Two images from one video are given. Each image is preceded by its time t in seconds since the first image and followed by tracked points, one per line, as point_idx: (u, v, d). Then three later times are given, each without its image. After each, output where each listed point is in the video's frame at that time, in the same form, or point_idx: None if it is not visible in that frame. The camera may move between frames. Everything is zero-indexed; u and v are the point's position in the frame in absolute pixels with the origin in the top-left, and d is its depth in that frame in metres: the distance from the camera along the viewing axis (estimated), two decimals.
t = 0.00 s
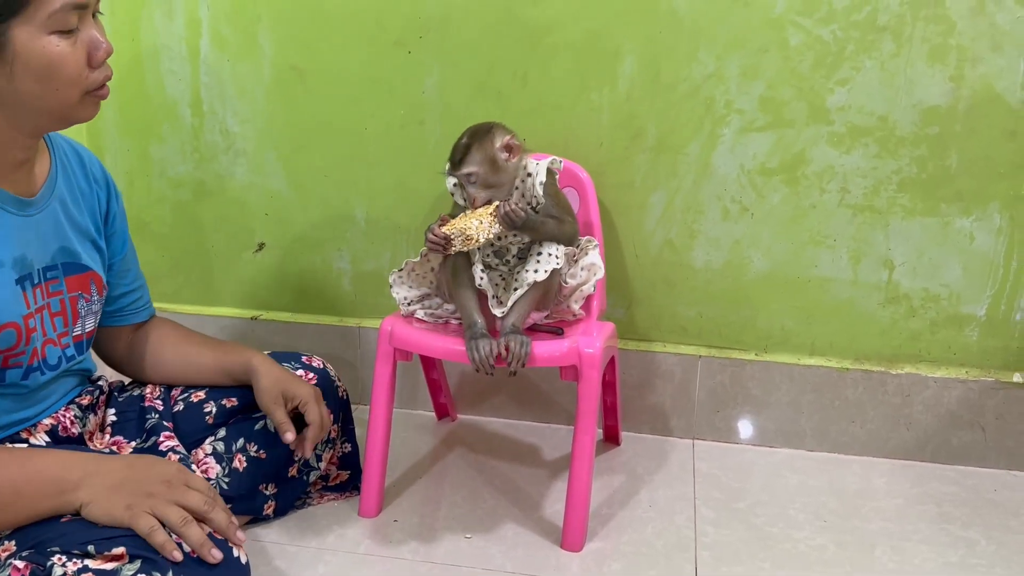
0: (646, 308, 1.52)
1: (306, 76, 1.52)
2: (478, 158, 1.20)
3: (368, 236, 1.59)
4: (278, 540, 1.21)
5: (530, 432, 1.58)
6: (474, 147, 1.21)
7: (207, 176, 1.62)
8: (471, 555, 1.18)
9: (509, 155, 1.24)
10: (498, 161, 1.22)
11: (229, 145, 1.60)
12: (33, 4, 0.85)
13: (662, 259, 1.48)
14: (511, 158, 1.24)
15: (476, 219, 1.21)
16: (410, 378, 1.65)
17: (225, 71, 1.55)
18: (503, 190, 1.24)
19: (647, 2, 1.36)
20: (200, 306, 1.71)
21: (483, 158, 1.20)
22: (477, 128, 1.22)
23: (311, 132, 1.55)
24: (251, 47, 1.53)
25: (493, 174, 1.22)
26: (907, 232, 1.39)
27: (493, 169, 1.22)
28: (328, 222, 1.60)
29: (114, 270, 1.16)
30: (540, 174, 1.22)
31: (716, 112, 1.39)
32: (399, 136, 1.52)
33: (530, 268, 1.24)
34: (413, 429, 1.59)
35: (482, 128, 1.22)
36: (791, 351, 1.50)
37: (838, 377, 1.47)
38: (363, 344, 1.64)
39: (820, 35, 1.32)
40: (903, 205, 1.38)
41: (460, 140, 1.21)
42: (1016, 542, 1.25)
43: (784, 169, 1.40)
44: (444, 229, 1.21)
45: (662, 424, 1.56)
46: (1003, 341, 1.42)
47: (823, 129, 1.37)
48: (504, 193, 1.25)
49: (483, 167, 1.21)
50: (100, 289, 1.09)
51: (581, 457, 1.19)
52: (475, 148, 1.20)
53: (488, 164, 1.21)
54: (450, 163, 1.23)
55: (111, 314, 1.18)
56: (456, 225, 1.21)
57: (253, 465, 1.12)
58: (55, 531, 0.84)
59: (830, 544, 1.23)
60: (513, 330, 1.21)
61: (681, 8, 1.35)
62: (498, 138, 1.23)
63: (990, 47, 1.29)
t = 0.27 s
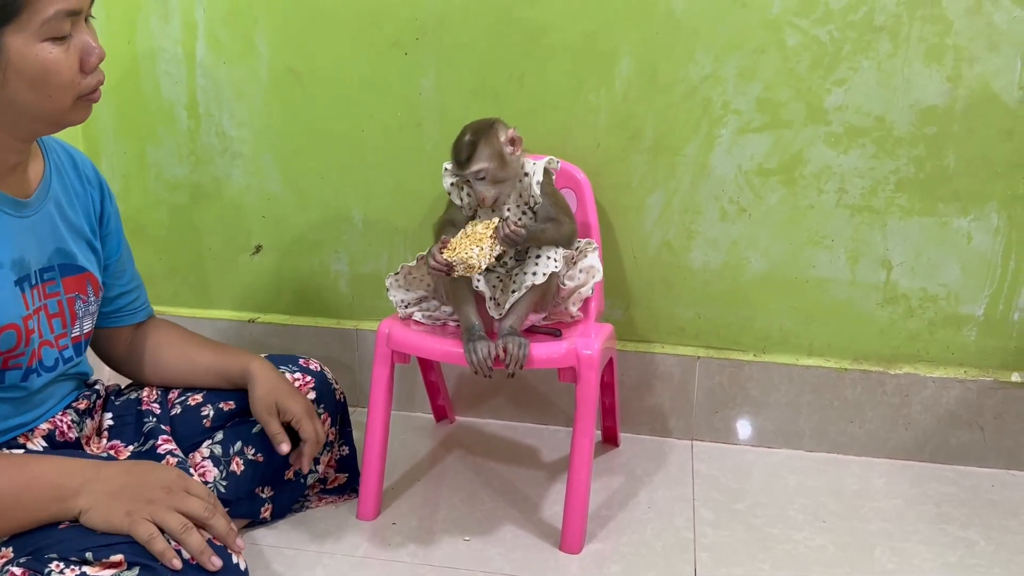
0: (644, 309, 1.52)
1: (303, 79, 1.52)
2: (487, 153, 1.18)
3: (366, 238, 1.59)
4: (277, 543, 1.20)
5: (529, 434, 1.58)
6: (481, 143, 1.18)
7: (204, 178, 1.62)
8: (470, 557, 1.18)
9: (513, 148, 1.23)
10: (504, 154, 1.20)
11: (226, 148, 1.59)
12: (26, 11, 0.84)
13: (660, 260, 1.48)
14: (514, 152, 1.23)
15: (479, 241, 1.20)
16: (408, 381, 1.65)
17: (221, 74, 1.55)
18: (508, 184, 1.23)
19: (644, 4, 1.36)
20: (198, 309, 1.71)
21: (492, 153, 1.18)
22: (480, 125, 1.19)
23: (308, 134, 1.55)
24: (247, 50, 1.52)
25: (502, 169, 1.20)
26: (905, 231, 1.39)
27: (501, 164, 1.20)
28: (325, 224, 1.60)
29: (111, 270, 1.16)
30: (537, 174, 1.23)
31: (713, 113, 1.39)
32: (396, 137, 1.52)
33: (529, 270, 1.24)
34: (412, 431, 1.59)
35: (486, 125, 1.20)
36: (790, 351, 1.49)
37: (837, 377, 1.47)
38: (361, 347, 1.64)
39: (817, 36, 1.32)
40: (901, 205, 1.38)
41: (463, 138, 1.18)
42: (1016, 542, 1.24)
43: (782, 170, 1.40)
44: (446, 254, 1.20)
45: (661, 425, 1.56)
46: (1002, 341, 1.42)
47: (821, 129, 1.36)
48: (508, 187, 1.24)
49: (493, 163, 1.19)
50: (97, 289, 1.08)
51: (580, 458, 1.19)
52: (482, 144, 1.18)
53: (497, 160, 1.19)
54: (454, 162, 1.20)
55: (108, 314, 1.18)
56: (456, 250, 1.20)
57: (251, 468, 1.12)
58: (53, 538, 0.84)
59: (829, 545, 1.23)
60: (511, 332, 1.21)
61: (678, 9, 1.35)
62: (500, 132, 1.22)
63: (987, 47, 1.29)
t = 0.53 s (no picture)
0: (643, 309, 1.51)
1: (300, 79, 1.52)
2: (495, 152, 1.18)
3: (364, 239, 1.58)
4: (276, 546, 1.20)
5: (528, 434, 1.58)
6: (487, 141, 1.18)
7: (202, 180, 1.62)
8: (469, 558, 1.18)
9: (516, 145, 1.24)
10: (510, 152, 1.21)
11: (223, 149, 1.59)
12: (18, 10, 0.84)
13: (659, 260, 1.48)
14: (518, 149, 1.24)
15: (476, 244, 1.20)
16: (407, 381, 1.65)
17: (218, 75, 1.54)
18: (512, 182, 1.24)
19: (641, 3, 1.35)
20: (196, 311, 1.70)
21: (499, 151, 1.18)
22: (483, 123, 1.19)
23: (305, 135, 1.55)
24: (244, 50, 1.52)
25: (508, 166, 1.21)
26: (903, 230, 1.39)
27: (507, 161, 1.21)
28: (323, 225, 1.59)
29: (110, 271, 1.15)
30: (534, 171, 1.24)
31: (711, 112, 1.39)
32: (393, 138, 1.51)
33: (528, 271, 1.24)
34: (411, 432, 1.59)
35: (490, 122, 1.20)
36: (789, 350, 1.49)
37: (836, 376, 1.47)
38: (360, 348, 1.63)
39: (815, 34, 1.32)
40: (899, 204, 1.38)
41: (468, 137, 1.17)
42: (1016, 541, 1.24)
43: (780, 169, 1.39)
44: (441, 252, 1.20)
45: (660, 425, 1.56)
46: (1001, 339, 1.42)
47: (819, 128, 1.36)
48: (510, 185, 1.25)
49: (501, 161, 1.19)
50: (93, 295, 1.08)
51: (579, 459, 1.18)
52: (489, 141, 1.18)
53: (503, 157, 1.20)
54: (458, 162, 1.19)
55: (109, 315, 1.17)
56: (451, 249, 1.19)
57: (249, 469, 1.12)
58: (50, 539, 0.84)
59: (829, 544, 1.23)
60: (510, 332, 1.21)
61: (675, 9, 1.35)
62: (505, 130, 1.22)
63: (984, 45, 1.29)
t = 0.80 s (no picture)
0: (642, 307, 1.51)
1: (298, 79, 1.51)
2: (496, 152, 1.18)
3: (363, 239, 1.58)
4: (275, 546, 1.20)
5: (528, 433, 1.58)
6: (488, 142, 1.17)
7: (200, 180, 1.61)
8: (469, 558, 1.18)
9: (517, 145, 1.24)
10: (510, 151, 1.21)
11: (221, 149, 1.58)
12: (43, 8, 0.83)
13: (658, 259, 1.48)
14: (518, 148, 1.24)
15: (476, 249, 1.18)
16: (406, 381, 1.64)
17: (216, 75, 1.54)
18: (511, 181, 1.24)
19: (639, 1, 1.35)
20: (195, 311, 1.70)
21: (500, 151, 1.18)
22: (483, 122, 1.18)
23: (303, 135, 1.54)
24: (241, 50, 1.52)
25: (509, 165, 1.21)
26: (903, 228, 1.39)
27: (508, 160, 1.20)
28: (321, 225, 1.59)
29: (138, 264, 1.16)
30: (532, 168, 1.24)
31: (710, 111, 1.38)
32: (391, 137, 1.51)
33: (527, 270, 1.24)
34: (410, 431, 1.58)
35: (491, 122, 1.19)
36: (788, 348, 1.49)
37: (836, 375, 1.47)
38: (359, 348, 1.63)
39: (815, 32, 1.32)
40: (899, 202, 1.38)
41: (469, 137, 1.16)
42: (1016, 539, 1.24)
43: (779, 167, 1.39)
44: (440, 255, 1.19)
45: (660, 424, 1.56)
46: (1001, 337, 1.41)
47: (818, 126, 1.36)
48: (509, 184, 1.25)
49: (501, 161, 1.19)
50: (99, 301, 1.07)
51: (578, 457, 1.18)
52: (490, 141, 1.17)
53: (504, 156, 1.19)
54: (460, 162, 1.17)
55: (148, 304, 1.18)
56: (449, 253, 1.18)
57: (244, 467, 1.15)
58: (46, 536, 0.81)
59: (829, 543, 1.23)
60: (509, 331, 1.20)
61: (674, 7, 1.34)
62: (505, 129, 1.22)
63: (984, 43, 1.28)
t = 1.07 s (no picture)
0: (641, 305, 1.51)
1: (295, 78, 1.51)
2: (494, 150, 1.17)
3: (361, 238, 1.58)
4: (276, 545, 1.20)
5: (527, 433, 1.57)
6: (487, 140, 1.16)
7: (198, 179, 1.61)
8: (468, 557, 1.18)
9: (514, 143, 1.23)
10: (509, 149, 1.20)
11: (219, 148, 1.58)
12: (167, 18, 0.83)
13: (656, 257, 1.48)
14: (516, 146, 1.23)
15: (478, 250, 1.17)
16: (405, 380, 1.64)
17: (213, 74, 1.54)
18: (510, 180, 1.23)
19: None
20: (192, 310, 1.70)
21: (498, 149, 1.17)
22: (482, 120, 1.18)
23: (300, 134, 1.54)
24: (239, 49, 1.51)
25: (507, 163, 1.20)
26: (901, 225, 1.39)
27: (507, 159, 1.20)
28: (319, 225, 1.59)
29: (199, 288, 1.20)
30: (531, 166, 1.23)
31: (708, 109, 1.38)
32: (389, 136, 1.51)
33: (527, 269, 1.24)
34: (410, 430, 1.58)
35: (489, 120, 1.18)
36: (788, 346, 1.49)
37: (835, 373, 1.47)
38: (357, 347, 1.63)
39: (813, 30, 1.32)
40: (897, 199, 1.38)
41: (467, 136, 1.16)
42: (1016, 536, 1.24)
43: (777, 165, 1.39)
44: (442, 258, 1.18)
45: (659, 422, 1.56)
46: (1000, 335, 1.41)
47: (816, 123, 1.36)
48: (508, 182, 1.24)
49: (500, 159, 1.18)
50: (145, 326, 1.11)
51: (578, 456, 1.18)
52: (488, 139, 1.16)
53: (502, 155, 1.19)
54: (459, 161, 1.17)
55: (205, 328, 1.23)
56: (451, 257, 1.17)
57: (249, 472, 1.15)
58: (51, 545, 0.79)
59: (829, 541, 1.23)
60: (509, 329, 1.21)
61: (672, 5, 1.34)
62: (503, 128, 1.21)
63: (982, 40, 1.28)
